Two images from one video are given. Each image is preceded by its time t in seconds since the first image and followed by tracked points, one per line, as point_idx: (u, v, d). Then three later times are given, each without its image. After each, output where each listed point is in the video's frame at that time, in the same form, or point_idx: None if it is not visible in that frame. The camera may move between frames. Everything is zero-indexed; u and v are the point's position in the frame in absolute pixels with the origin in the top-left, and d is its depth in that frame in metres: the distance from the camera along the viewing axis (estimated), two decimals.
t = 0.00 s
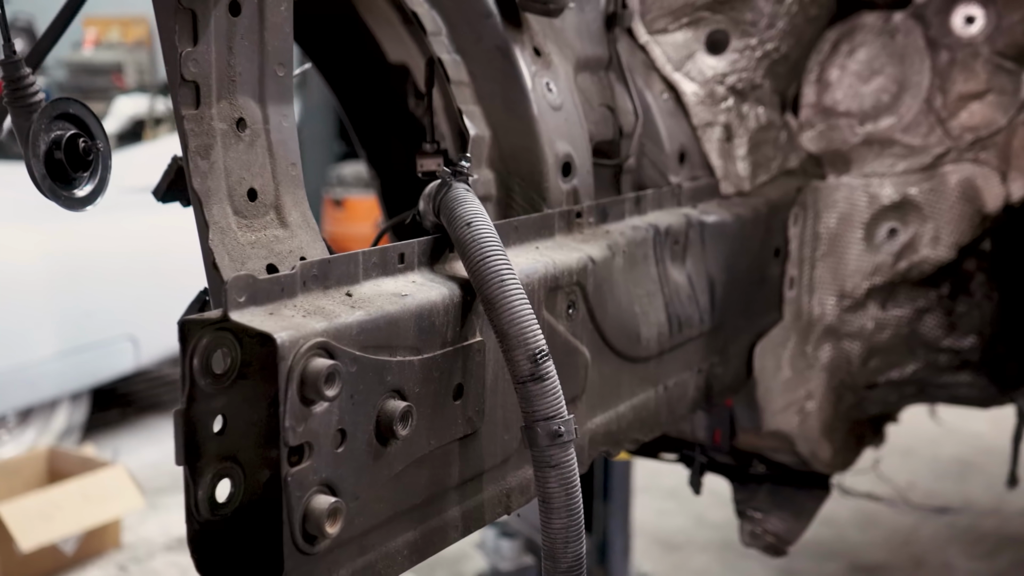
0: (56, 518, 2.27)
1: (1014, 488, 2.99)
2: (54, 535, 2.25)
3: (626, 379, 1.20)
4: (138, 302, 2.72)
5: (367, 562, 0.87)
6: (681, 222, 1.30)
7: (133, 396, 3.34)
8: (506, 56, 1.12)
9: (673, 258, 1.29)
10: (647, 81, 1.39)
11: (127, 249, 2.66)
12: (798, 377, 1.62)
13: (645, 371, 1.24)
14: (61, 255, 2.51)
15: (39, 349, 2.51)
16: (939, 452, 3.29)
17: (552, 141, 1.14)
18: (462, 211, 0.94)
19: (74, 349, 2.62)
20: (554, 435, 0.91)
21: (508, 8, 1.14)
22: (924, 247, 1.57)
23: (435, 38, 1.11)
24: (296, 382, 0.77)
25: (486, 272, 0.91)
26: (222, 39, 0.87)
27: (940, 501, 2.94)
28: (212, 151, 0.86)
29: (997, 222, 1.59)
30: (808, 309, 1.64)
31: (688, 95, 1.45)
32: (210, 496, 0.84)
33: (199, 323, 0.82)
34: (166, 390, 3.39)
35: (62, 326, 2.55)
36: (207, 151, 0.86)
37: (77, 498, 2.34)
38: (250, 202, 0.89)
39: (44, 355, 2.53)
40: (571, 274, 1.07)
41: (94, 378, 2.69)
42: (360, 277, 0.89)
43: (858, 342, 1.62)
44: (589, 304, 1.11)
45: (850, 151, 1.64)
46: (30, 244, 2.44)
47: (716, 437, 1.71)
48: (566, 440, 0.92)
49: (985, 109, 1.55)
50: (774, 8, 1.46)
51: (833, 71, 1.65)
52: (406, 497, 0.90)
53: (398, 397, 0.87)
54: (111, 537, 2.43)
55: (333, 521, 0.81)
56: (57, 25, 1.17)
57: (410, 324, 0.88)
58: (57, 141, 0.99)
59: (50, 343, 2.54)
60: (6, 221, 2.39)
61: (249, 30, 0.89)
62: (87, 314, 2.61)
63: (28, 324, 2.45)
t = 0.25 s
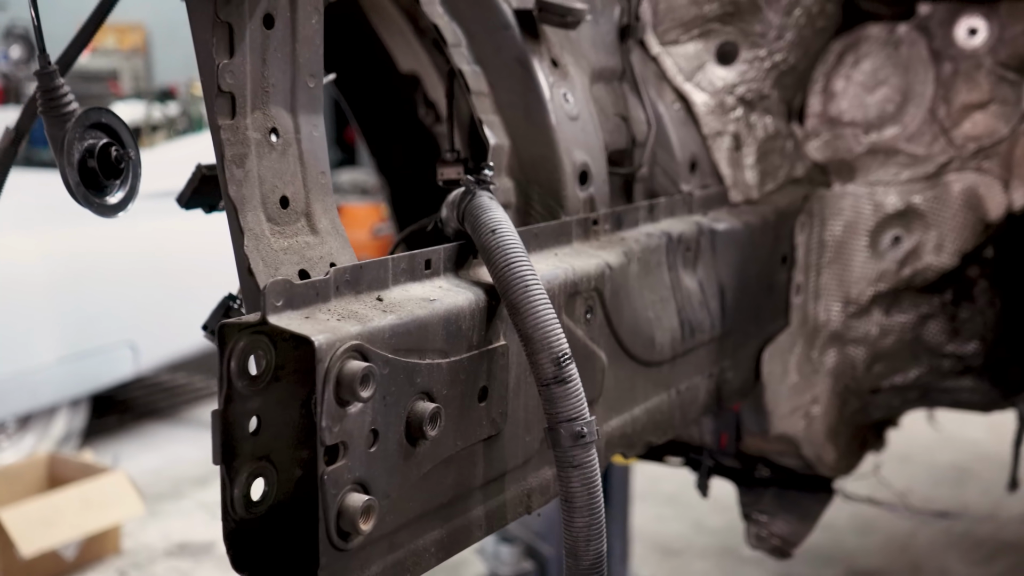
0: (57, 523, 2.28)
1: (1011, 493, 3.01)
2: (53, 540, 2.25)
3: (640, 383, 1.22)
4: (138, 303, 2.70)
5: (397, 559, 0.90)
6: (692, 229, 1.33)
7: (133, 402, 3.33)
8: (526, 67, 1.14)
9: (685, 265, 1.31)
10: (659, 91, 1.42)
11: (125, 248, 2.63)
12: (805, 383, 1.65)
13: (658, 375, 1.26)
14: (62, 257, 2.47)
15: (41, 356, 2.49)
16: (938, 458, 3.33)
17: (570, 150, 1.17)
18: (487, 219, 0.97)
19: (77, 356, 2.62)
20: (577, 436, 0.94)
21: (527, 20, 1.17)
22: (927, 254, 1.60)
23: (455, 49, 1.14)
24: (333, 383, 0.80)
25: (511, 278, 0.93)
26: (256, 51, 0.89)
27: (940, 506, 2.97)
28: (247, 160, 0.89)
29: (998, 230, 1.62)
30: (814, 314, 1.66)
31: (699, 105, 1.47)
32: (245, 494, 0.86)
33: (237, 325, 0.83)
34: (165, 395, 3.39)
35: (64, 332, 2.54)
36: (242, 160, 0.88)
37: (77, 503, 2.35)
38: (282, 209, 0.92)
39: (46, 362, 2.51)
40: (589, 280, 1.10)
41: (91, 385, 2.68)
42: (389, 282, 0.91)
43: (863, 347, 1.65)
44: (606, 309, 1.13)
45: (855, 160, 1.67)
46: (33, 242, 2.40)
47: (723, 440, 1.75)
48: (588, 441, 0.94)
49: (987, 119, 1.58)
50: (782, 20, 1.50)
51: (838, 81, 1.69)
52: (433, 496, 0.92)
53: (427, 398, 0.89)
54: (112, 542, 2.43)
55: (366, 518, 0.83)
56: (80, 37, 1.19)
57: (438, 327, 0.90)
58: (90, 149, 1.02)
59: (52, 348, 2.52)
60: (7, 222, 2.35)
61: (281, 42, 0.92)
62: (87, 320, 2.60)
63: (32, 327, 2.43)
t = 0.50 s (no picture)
0: (48, 532, 2.20)
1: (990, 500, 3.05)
2: (38, 551, 2.16)
3: (632, 390, 1.26)
4: (135, 307, 2.67)
5: (401, 557, 0.93)
6: (682, 240, 1.37)
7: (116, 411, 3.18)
8: (522, 84, 1.19)
9: (675, 275, 1.35)
10: (648, 105, 1.45)
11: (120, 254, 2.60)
12: (791, 392, 1.69)
13: (649, 382, 1.30)
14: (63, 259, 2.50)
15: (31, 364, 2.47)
16: (917, 466, 3.38)
17: (565, 163, 1.21)
18: (487, 230, 1.00)
19: (62, 368, 2.55)
20: (574, 438, 0.98)
21: (524, 38, 1.21)
22: (908, 265, 1.65)
23: (454, 65, 1.18)
24: (343, 387, 0.83)
25: (511, 287, 0.97)
26: (268, 69, 0.93)
27: (920, 513, 3.02)
28: (258, 173, 0.92)
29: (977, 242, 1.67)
30: (798, 324, 1.70)
31: (688, 121, 1.51)
32: (256, 495, 0.89)
33: (249, 332, 0.86)
34: (151, 407, 3.22)
35: (53, 343, 2.51)
36: (254, 173, 0.92)
37: (63, 515, 2.24)
38: (291, 221, 0.96)
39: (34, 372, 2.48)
40: (584, 289, 1.13)
41: (76, 396, 2.62)
42: (394, 291, 0.95)
43: (846, 356, 1.69)
44: (600, 317, 1.17)
45: (839, 174, 1.71)
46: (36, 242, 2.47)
47: (710, 447, 1.73)
48: (584, 443, 0.98)
49: (966, 134, 1.64)
50: (769, 37, 1.54)
51: (822, 96, 1.71)
52: (435, 497, 0.96)
53: (431, 402, 0.93)
54: (94, 555, 2.31)
55: (373, 517, 0.87)
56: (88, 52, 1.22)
57: (441, 334, 0.94)
58: (102, 162, 1.04)
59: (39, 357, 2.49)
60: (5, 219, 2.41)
61: (292, 59, 0.95)
62: (73, 334, 2.55)
63: (26, 333, 2.43)
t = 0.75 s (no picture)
0: None
1: (926, 503, 3.12)
2: None
3: (577, 399, 1.32)
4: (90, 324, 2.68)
5: (354, 556, 0.98)
6: (625, 256, 1.43)
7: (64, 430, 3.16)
8: (473, 106, 1.24)
9: (618, 289, 1.41)
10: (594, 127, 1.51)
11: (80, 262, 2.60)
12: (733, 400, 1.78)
13: (593, 391, 1.36)
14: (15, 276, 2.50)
15: None
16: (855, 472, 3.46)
17: (513, 182, 1.27)
18: (438, 246, 1.06)
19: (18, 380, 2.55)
20: (519, 443, 1.03)
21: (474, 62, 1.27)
22: (841, 280, 1.74)
23: (407, 89, 1.23)
24: (299, 395, 0.88)
25: (459, 299, 1.03)
26: (229, 93, 0.98)
27: (859, 520, 3.10)
28: (219, 192, 0.97)
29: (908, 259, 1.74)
30: (738, 337, 1.79)
31: (633, 142, 1.59)
32: (216, 497, 0.94)
33: (210, 343, 0.92)
34: (104, 424, 3.21)
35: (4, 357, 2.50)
36: (215, 192, 0.97)
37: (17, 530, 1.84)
38: (250, 237, 1.01)
39: None
40: (530, 302, 1.19)
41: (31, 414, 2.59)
42: (348, 303, 1.00)
43: (784, 368, 1.78)
44: (545, 329, 1.23)
45: (778, 194, 1.78)
46: None
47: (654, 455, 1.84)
48: (529, 448, 1.04)
49: (899, 156, 1.71)
50: (710, 62, 1.60)
51: (762, 119, 1.79)
52: (387, 500, 1.01)
53: (383, 409, 0.98)
54: (55, 571, 1.91)
55: (327, 517, 0.92)
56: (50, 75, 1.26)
57: (393, 344, 0.99)
58: (68, 181, 1.08)
59: None
60: None
61: (251, 84, 1.00)
62: (23, 348, 2.54)
63: None
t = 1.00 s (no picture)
0: None
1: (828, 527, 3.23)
2: None
3: (485, 422, 1.39)
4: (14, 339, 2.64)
5: (270, 567, 1.04)
6: (532, 286, 1.51)
7: None
8: (387, 143, 1.33)
9: (526, 317, 1.49)
10: (504, 162, 1.56)
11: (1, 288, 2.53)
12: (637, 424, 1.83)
13: (500, 415, 1.43)
14: None
15: None
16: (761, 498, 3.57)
17: (425, 215, 1.34)
18: (352, 275, 1.13)
19: None
20: (426, 460, 1.11)
21: (389, 102, 1.36)
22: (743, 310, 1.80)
23: (325, 126, 1.31)
24: (219, 413, 0.95)
25: (372, 325, 1.10)
26: (155, 131, 1.05)
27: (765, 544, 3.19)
28: (145, 224, 1.03)
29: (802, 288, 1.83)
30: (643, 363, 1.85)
31: (541, 177, 1.60)
32: (138, 514, 0.98)
33: (135, 367, 0.97)
34: (19, 457, 3.17)
35: None
36: (140, 224, 1.03)
37: None
38: (174, 266, 1.07)
39: None
40: (440, 329, 1.26)
41: None
42: (266, 329, 1.07)
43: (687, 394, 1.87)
44: (454, 355, 1.30)
45: (680, 227, 1.83)
46: None
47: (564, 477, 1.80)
48: (436, 465, 1.11)
49: (792, 191, 1.83)
50: (613, 101, 1.71)
51: (664, 156, 1.84)
52: (301, 515, 1.07)
53: (298, 428, 1.04)
54: None
55: (244, 529, 0.98)
56: None
57: (309, 367, 1.06)
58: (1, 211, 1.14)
59: None
60: None
61: (176, 122, 1.07)
62: None
63: None
